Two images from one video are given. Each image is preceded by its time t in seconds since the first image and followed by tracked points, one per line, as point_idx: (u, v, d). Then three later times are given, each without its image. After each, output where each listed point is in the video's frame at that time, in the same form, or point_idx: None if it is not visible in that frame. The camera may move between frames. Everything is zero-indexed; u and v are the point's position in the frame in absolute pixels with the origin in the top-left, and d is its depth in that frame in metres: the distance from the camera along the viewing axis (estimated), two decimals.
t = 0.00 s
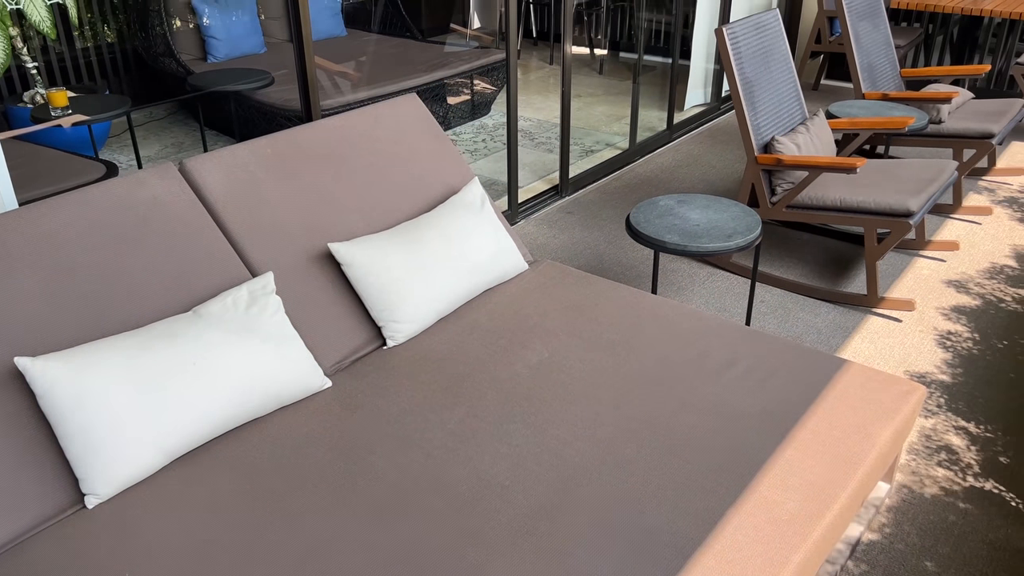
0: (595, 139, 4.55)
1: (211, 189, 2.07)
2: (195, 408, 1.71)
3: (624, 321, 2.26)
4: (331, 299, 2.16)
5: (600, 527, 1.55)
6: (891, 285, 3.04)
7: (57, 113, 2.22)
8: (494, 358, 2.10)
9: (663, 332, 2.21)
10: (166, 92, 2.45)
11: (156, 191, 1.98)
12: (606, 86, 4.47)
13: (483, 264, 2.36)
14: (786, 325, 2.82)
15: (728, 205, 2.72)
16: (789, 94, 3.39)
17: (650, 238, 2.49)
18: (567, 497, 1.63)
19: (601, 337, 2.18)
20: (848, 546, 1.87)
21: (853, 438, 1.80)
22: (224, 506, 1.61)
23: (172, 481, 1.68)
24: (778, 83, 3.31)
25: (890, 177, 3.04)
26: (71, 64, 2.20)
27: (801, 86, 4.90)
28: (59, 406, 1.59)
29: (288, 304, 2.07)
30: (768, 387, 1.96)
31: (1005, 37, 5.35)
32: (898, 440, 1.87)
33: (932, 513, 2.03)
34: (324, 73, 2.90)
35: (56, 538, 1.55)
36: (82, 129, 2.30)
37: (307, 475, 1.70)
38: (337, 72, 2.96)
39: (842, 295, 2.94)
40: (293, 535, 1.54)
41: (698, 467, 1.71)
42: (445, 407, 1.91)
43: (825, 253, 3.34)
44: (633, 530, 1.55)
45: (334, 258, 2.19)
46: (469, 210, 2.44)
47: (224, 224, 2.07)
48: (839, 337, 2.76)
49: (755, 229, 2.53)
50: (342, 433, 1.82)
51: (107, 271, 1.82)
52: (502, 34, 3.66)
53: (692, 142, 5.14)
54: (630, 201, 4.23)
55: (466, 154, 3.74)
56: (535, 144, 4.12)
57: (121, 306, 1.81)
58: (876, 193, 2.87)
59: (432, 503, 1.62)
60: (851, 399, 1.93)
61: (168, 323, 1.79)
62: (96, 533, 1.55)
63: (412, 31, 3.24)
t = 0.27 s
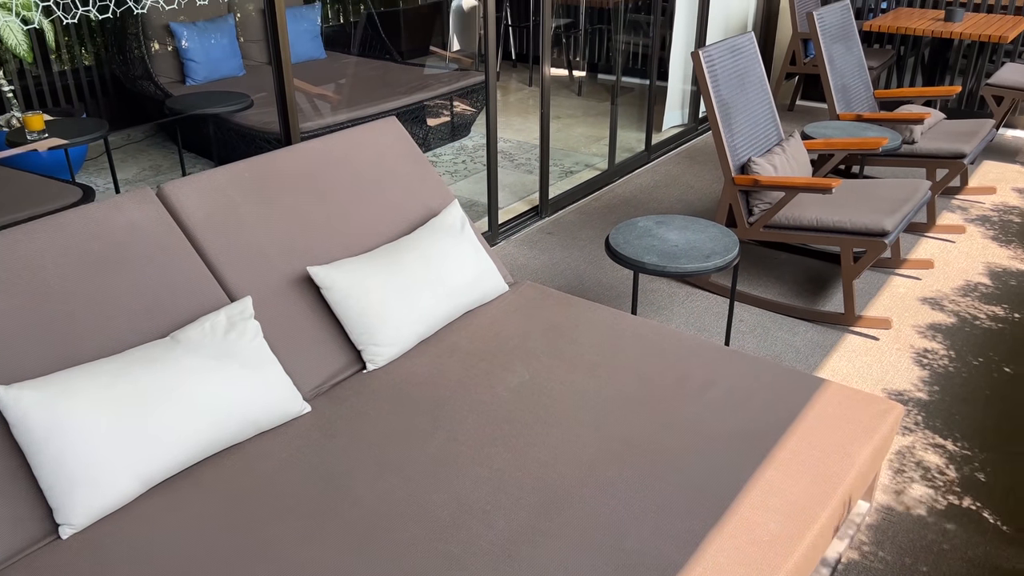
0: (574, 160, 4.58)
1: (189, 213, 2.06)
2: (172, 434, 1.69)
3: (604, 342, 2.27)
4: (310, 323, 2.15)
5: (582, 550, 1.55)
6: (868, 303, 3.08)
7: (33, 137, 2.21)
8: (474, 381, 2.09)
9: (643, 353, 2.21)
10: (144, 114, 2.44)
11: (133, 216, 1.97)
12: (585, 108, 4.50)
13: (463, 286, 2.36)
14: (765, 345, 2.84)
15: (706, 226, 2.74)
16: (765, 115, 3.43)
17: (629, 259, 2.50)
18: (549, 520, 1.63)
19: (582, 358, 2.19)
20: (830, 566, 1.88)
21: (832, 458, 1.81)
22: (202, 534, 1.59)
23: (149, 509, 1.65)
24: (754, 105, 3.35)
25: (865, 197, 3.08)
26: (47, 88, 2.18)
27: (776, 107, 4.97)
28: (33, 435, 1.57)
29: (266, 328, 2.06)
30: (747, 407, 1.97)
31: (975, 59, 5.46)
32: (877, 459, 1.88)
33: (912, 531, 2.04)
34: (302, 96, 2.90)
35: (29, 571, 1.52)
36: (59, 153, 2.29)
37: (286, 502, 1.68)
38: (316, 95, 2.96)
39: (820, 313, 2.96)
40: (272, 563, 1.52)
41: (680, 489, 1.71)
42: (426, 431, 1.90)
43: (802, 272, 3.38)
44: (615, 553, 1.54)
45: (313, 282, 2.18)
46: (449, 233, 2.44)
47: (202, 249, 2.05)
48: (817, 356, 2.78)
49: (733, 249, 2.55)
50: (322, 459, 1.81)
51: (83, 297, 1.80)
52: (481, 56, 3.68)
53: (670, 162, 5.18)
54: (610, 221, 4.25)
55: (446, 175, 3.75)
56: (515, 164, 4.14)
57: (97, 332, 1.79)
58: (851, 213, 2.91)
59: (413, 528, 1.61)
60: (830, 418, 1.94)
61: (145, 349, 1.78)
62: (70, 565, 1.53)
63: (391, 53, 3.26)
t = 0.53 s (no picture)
0: (555, 182, 4.60)
1: (168, 238, 2.05)
2: (152, 462, 1.67)
3: (586, 364, 2.27)
4: (290, 347, 2.14)
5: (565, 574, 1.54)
6: (847, 322, 3.10)
7: (11, 161, 2.19)
8: (457, 404, 2.09)
9: (625, 374, 2.22)
10: (123, 139, 2.44)
11: (112, 241, 1.96)
12: (565, 129, 4.54)
13: (445, 309, 2.36)
14: (746, 365, 2.86)
15: (686, 247, 2.76)
16: (742, 137, 3.47)
17: (610, 281, 2.51)
18: (532, 545, 1.62)
19: (564, 380, 2.19)
20: None
21: (813, 478, 1.82)
22: (181, 564, 1.57)
23: (127, 539, 1.63)
24: (732, 127, 3.39)
25: (843, 218, 3.11)
26: (25, 113, 2.17)
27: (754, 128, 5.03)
28: (9, 465, 1.54)
29: (246, 353, 2.05)
30: (729, 428, 1.98)
31: (948, 80, 5.57)
32: (857, 479, 1.90)
33: (893, 550, 2.05)
34: (283, 119, 2.90)
35: None
36: (37, 178, 2.27)
37: (267, 530, 1.66)
38: (297, 118, 2.96)
39: (800, 333, 2.99)
40: None
41: (662, 511, 1.71)
42: (408, 456, 1.89)
43: (782, 292, 3.40)
44: None
45: (294, 306, 2.18)
46: (431, 256, 2.44)
47: (182, 274, 2.04)
48: (798, 375, 2.80)
49: (712, 270, 2.57)
50: (303, 485, 1.79)
51: (60, 324, 1.79)
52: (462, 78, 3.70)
53: (650, 183, 5.22)
54: (591, 242, 4.27)
55: (427, 197, 3.76)
56: (496, 186, 4.19)
57: (75, 359, 1.77)
58: (829, 233, 2.94)
59: (396, 554, 1.60)
60: (811, 438, 1.95)
61: (124, 376, 1.76)
62: None
63: (372, 75, 3.26)
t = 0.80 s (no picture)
0: (538, 203, 4.62)
1: (149, 264, 2.05)
2: (132, 490, 1.66)
3: (569, 386, 2.28)
4: (272, 372, 2.13)
5: None
6: (828, 342, 3.13)
7: None
8: (440, 428, 2.08)
9: (608, 396, 2.22)
10: (104, 163, 2.43)
11: (91, 267, 1.94)
12: (547, 151, 4.56)
13: (428, 332, 2.36)
14: (728, 385, 2.87)
15: (667, 268, 2.78)
16: (722, 159, 3.51)
17: (592, 302, 2.53)
18: (516, 569, 1.61)
19: (548, 403, 2.19)
20: None
21: (796, 499, 1.82)
22: None
23: (106, 569, 1.61)
24: (711, 149, 3.43)
25: (822, 238, 3.15)
26: (4, 137, 2.16)
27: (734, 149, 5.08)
28: None
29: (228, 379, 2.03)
30: (712, 449, 1.99)
31: (923, 102, 5.66)
32: (840, 499, 1.90)
33: (876, 569, 2.06)
34: (265, 142, 2.90)
35: None
36: (17, 203, 2.27)
37: (249, 557, 1.65)
38: (279, 141, 2.97)
39: (781, 352, 3.01)
40: None
41: (646, 533, 1.71)
42: (391, 481, 1.88)
43: (763, 311, 3.43)
44: None
45: (276, 331, 2.17)
46: (414, 279, 2.45)
47: (163, 300, 2.03)
48: (779, 395, 2.81)
49: (693, 291, 2.59)
50: (285, 512, 1.78)
51: (39, 351, 1.77)
52: (443, 101, 3.73)
53: (632, 204, 5.26)
54: (574, 263, 4.29)
55: (410, 219, 3.76)
56: (479, 208, 4.18)
57: (54, 387, 1.76)
58: (808, 254, 2.97)
59: None
60: (793, 459, 1.96)
61: (104, 404, 1.75)
62: None
63: (355, 98, 3.27)
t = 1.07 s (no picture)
0: (521, 225, 4.64)
1: (130, 289, 2.03)
2: (112, 518, 1.64)
3: (553, 408, 2.28)
4: (254, 398, 2.12)
5: None
6: (810, 361, 3.15)
7: None
8: (423, 452, 2.08)
9: (591, 418, 2.23)
10: (85, 187, 2.42)
11: (71, 294, 1.93)
12: (530, 173, 4.59)
13: (412, 355, 2.36)
14: (711, 405, 2.88)
15: (649, 289, 2.80)
16: (702, 180, 3.54)
17: (575, 324, 2.53)
18: None
19: (531, 425, 2.19)
20: None
21: (779, 519, 1.83)
22: None
23: None
24: (691, 171, 3.46)
25: (802, 258, 3.18)
26: None
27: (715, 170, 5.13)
28: None
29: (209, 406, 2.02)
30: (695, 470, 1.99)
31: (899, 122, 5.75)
32: (823, 519, 1.91)
33: None
34: (247, 166, 2.90)
35: None
36: None
37: None
38: (262, 164, 2.97)
39: (764, 372, 3.02)
40: None
41: (629, 556, 1.71)
42: (375, 506, 1.87)
43: (745, 331, 3.45)
44: None
45: (258, 356, 2.16)
46: (397, 302, 2.45)
47: (144, 326, 2.02)
48: (762, 415, 2.82)
49: (675, 312, 2.61)
50: (267, 539, 1.77)
51: (17, 379, 1.76)
52: (426, 123, 3.74)
53: (614, 225, 5.29)
54: (557, 284, 4.30)
55: (393, 241, 3.76)
56: (462, 230, 4.22)
57: (32, 416, 1.74)
58: (788, 274, 3.00)
59: None
60: (776, 479, 1.96)
61: (83, 432, 1.73)
62: None
63: (337, 121, 3.26)
